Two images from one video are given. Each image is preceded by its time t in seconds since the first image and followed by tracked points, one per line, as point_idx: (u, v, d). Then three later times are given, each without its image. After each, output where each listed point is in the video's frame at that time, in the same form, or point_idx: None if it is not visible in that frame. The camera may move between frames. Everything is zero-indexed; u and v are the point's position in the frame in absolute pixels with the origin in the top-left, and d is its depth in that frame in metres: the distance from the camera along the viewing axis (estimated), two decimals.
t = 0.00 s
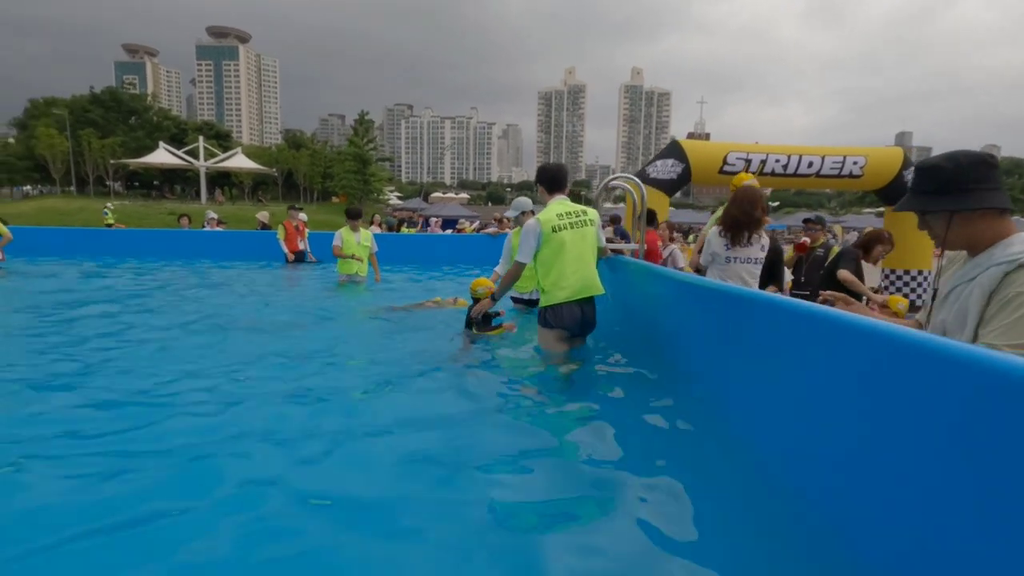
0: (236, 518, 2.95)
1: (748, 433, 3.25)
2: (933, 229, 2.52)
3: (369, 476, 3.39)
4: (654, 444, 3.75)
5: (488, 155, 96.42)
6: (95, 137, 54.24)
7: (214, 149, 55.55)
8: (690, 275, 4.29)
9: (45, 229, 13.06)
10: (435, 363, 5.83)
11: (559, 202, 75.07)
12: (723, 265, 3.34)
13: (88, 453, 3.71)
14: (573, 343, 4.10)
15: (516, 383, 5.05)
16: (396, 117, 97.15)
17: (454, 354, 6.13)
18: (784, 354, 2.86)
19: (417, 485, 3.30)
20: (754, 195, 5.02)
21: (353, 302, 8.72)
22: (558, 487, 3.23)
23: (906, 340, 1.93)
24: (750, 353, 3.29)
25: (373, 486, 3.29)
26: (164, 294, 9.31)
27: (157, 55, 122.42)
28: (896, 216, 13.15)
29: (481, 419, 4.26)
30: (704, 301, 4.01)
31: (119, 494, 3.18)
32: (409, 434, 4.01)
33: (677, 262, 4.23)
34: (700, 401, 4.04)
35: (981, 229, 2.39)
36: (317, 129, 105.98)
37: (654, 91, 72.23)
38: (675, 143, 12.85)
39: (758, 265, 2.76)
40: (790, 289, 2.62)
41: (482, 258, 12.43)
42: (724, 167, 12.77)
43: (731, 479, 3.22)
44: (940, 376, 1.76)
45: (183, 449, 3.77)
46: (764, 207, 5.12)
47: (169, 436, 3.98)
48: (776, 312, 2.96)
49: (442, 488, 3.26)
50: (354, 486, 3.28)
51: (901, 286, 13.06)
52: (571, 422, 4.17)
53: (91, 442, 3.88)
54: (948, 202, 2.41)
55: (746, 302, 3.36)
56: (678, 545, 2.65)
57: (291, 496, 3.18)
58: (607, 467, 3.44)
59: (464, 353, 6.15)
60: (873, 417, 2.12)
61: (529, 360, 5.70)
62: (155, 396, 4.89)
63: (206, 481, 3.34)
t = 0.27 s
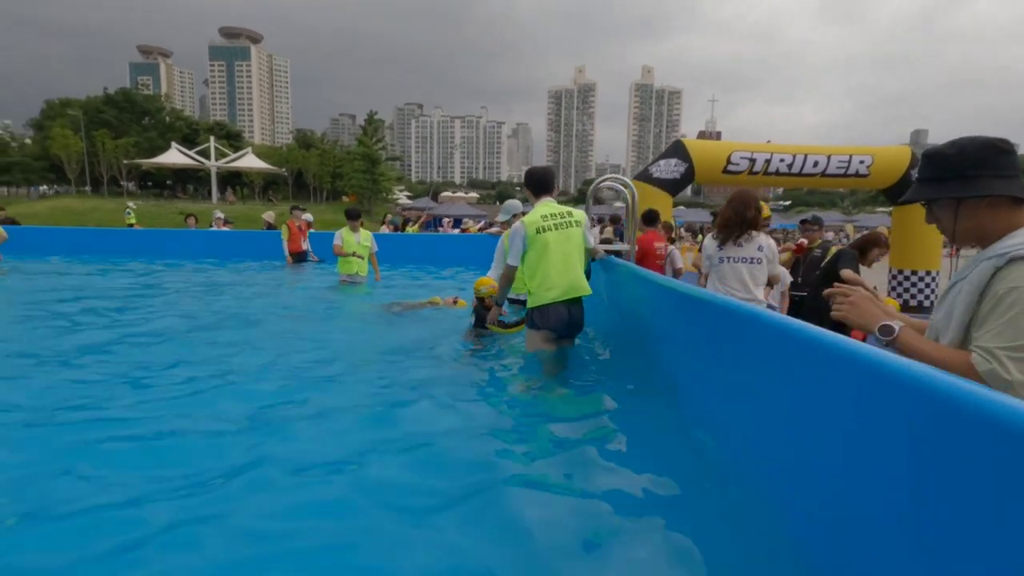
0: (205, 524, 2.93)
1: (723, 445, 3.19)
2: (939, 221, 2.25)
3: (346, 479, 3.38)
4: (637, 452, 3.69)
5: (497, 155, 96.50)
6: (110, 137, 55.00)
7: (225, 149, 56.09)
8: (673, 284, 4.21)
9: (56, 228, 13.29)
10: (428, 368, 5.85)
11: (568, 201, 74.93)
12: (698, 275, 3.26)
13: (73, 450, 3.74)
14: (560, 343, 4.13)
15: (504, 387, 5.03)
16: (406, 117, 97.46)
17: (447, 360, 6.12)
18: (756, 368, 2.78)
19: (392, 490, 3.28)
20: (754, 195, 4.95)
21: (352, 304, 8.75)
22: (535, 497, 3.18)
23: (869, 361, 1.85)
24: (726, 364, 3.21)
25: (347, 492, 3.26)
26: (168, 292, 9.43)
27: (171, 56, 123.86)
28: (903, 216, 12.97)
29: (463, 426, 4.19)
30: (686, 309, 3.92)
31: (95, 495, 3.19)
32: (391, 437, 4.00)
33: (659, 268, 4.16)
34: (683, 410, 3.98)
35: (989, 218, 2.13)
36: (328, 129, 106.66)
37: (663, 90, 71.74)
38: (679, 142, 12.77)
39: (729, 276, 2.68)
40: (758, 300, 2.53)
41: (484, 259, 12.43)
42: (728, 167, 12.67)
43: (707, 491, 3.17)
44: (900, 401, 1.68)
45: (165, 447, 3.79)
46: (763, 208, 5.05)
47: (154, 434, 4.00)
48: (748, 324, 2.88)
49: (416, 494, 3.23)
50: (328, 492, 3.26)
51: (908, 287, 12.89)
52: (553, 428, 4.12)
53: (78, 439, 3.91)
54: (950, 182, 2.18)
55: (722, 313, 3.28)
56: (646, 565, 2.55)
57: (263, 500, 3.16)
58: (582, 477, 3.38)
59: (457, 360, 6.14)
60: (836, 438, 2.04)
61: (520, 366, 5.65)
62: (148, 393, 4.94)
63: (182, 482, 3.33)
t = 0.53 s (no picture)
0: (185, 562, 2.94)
1: (708, 467, 3.13)
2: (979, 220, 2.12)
3: (329, 516, 3.37)
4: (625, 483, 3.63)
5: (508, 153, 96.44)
6: (126, 138, 55.75)
7: (238, 149, 56.58)
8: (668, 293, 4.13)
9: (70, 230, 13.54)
10: (425, 379, 5.86)
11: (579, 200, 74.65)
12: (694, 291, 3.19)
13: (69, 476, 3.80)
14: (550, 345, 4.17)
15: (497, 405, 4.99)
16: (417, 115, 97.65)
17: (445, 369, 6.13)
18: (740, 384, 2.71)
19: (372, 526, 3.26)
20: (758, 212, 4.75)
21: (355, 305, 8.79)
22: (516, 531, 3.15)
23: (843, 384, 1.77)
24: (713, 379, 3.13)
25: (329, 527, 3.25)
26: (176, 294, 9.56)
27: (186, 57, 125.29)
28: (916, 215, 12.73)
29: (455, 450, 4.19)
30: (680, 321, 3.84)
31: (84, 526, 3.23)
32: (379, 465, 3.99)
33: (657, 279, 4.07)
34: (675, 429, 3.91)
35: None
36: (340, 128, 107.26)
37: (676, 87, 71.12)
38: (686, 141, 12.65)
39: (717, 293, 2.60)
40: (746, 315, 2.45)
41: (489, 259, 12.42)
42: (736, 166, 12.52)
43: (691, 522, 3.11)
44: (866, 431, 1.61)
45: (157, 475, 3.83)
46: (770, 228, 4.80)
47: (147, 460, 4.04)
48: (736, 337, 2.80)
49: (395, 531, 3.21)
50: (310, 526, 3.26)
51: (922, 287, 12.65)
52: (542, 452, 4.08)
53: (74, 463, 3.98)
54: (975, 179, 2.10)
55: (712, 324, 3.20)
56: None
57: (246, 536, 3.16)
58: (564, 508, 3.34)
59: (455, 369, 6.15)
60: (807, 462, 1.97)
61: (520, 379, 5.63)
62: (148, 412, 5.01)
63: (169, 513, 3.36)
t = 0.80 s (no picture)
0: (149, 564, 2.90)
1: (688, 479, 3.07)
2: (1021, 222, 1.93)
3: (300, 520, 3.31)
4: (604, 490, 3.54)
5: (522, 151, 96.20)
6: (144, 137, 56.58)
7: (253, 148, 57.14)
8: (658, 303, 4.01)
9: (82, 227, 13.75)
10: (418, 378, 5.81)
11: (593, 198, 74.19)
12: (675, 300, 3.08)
13: (50, 474, 3.80)
14: (533, 343, 4.20)
15: (483, 407, 4.93)
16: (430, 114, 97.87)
17: (441, 367, 6.11)
18: (718, 408, 2.59)
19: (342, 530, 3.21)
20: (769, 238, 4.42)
21: (357, 302, 8.81)
22: (488, 536, 3.09)
23: (807, 421, 1.71)
24: (693, 397, 3.02)
25: (305, 526, 3.25)
26: (181, 290, 9.64)
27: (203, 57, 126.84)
28: (932, 213, 12.42)
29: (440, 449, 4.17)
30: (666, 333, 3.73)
31: (56, 527, 3.22)
32: (357, 467, 3.94)
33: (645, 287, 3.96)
34: (660, 439, 3.84)
35: None
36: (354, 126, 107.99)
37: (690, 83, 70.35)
38: (694, 138, 12.47)
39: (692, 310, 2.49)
40: (721, 337, 2.34)
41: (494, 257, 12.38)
42: (746, 162, 12.32)
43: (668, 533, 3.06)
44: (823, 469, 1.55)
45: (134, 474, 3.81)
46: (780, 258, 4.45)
47: (128, 459, 4.04)
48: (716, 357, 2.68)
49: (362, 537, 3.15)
50: (280, 530, 3.21)
51: (938, 287, 12.35)
52: (523, 455, 3.99)
53: (56, 462, 3.98)
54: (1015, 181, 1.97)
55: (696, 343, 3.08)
56: None
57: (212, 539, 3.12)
58: (538, 514, 3.27)
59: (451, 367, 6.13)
60: (778, 500, 1.88)
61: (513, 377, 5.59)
62: (139, 408, 5.03)
63: (141, 515, 3.33)
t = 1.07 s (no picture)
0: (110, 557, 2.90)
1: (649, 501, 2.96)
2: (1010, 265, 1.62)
3: (266, 515, 3.28)
4: (579, 496, 3.44)
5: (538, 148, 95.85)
6: (165, 135, 57.61)
7: (271, 145, 57.77)
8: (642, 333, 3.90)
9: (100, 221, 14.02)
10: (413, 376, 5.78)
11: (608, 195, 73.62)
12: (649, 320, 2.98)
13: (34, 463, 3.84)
14: (522, 342, 4.16)
15: (470, 407, 4.85)
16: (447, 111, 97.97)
17: (437, 365, 6.06)
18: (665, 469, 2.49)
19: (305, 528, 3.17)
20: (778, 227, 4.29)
21: (361, 299, 8.82)
22: (453, 541, 3.02)
23: (731, 517, 1.60)
24: (654, 432, 2.93)
25: (269, 522, 3.22)
26: (189, 285, 9.76)
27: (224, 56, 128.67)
28: (954, 211, 12.02)
29: (420, 447, 4.11)
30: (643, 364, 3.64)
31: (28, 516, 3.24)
32: (334, 463, 3.89)
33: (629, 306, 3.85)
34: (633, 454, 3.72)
35: None
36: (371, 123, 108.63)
37: (709, 78, 69.37)
38: (706, 133, 12.24)
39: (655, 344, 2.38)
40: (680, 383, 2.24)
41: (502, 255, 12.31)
42: (759, 159, 12.07)
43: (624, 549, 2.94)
44: None
45: (113, 465, 3.83)
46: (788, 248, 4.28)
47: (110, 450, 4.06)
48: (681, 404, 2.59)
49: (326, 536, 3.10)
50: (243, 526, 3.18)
51: (959, 287, 11.95)
52: (501, 457, 3.93)
53: (42, 451, 4.03)
54: None
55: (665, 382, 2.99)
56: None
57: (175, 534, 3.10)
58: (505, 522, 3.19)
59: (447, 365, 6.08)
60: None
61: (505, 375, 5.51)
62: (133, 401, 5.08)
63: (111, 507, 3.34)
